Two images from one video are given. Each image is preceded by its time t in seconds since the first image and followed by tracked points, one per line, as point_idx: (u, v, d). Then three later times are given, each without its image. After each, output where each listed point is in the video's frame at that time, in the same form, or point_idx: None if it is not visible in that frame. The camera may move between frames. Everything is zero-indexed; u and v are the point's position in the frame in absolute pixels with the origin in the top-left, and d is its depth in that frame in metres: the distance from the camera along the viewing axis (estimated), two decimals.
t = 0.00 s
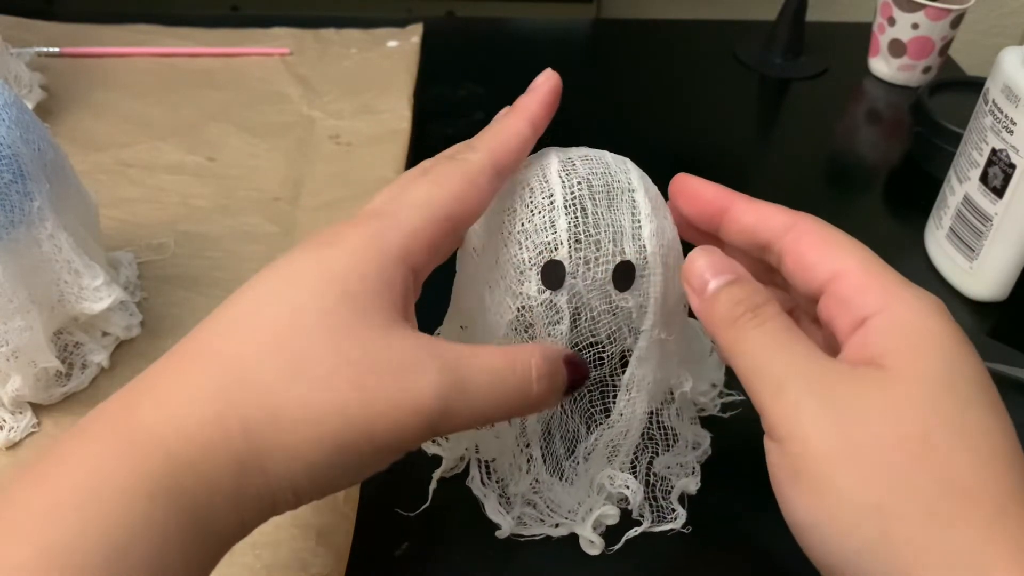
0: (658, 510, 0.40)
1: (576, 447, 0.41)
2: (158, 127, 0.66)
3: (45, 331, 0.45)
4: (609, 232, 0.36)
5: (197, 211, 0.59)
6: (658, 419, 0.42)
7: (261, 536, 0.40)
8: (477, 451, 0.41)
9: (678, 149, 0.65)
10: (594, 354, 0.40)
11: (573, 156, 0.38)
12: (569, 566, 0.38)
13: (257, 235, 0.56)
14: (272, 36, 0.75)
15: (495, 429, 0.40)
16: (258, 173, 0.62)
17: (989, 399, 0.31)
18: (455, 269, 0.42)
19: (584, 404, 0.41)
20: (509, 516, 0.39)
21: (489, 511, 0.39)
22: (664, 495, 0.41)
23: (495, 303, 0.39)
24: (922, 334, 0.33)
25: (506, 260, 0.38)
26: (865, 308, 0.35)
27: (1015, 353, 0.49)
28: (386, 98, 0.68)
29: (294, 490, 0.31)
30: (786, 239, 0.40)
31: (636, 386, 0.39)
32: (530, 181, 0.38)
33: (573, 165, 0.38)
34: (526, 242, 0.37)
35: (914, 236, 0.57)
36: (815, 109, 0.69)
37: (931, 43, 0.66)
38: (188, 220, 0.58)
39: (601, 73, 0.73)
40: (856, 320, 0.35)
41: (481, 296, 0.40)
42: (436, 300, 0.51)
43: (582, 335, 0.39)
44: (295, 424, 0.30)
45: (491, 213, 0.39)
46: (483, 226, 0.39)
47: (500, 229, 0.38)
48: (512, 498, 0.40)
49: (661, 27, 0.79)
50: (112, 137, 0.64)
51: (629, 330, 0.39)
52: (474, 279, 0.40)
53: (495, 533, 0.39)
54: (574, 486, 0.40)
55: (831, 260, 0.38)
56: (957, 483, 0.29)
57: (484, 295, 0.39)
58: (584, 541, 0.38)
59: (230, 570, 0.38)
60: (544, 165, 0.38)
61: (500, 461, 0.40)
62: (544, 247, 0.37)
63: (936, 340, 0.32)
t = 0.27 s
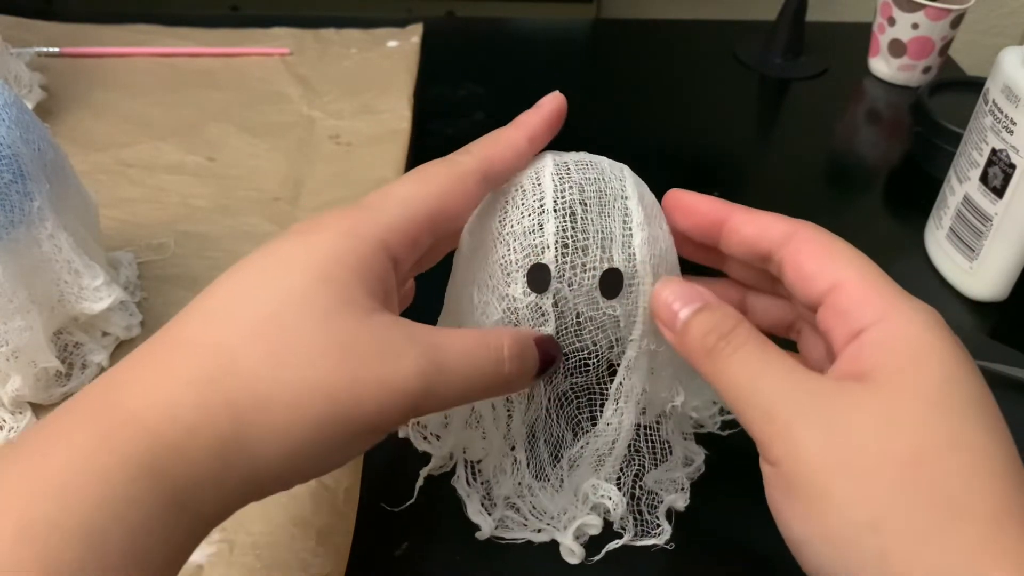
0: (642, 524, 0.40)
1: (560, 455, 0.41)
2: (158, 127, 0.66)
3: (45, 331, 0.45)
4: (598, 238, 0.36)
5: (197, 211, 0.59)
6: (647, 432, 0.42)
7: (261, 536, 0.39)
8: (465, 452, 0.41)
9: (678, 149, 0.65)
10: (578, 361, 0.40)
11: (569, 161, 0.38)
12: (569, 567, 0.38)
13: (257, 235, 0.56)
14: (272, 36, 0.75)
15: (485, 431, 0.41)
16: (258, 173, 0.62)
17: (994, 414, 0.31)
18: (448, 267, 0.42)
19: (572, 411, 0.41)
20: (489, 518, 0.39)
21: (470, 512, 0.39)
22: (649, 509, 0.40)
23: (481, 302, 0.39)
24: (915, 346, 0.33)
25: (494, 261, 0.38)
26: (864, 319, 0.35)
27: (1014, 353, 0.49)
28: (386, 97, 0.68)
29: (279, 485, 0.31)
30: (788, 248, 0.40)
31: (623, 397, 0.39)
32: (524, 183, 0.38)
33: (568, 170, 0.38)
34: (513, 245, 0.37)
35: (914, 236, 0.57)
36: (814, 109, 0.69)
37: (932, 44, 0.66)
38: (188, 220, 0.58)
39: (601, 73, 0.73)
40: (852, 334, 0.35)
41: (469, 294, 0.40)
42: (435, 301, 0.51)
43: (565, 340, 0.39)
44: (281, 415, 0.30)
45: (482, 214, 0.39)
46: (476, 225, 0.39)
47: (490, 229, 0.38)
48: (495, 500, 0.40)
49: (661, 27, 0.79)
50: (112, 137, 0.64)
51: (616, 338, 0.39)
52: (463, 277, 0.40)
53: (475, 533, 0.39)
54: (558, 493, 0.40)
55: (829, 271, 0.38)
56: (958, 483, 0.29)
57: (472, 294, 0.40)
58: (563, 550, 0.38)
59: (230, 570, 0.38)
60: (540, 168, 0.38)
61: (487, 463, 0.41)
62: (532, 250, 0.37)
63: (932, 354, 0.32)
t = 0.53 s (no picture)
0: (641, 522, 0.40)
1: (558, 453, 0.41)
2: (158, 127, 0.66)
3: (45, 331, 0.44)
4: (597, 238, 0.37)
5: (196, 211, 0.59)
6: (646, 432, 0.42)
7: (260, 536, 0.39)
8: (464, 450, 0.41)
9: (678, 149, 0.65)
10: (575, 362, 0.42)
11: (569, 160, 0.39)
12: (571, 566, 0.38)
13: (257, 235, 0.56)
14: (272, 36, 0.75)
15: (482, 429, 0.41)
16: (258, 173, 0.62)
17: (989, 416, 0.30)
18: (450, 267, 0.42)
19: (569, 410, 0.42)
20: (487, 516, 0.39)
21: (469, 510, 0.39)
22: (648, 508, 0.40)
23: (479, 300, 0.38)
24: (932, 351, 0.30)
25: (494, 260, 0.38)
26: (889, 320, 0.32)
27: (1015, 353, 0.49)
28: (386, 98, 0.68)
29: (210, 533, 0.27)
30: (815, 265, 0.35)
31: (621, 396, 0.39)
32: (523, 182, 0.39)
33: (567, 171, 0.38)
34: (513, 243, 0.37)
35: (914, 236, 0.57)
36: (814, 109, 0.69)
37: (931, 44, 0.66)
38: (188, 220, 0.58)
39: (601, 73, 0.73)
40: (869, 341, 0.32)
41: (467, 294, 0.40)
42: (436, 301, 0.51)
43: (566, 342, 0.40)
44: (167, 445, 0.26)
45: (481, 212, 0.39)
46: (475, 224, 0.39)
47: (488, 228, 0.38)
48: (494, 499, 0.40)
49: (661, 27, 0.79)
50: (112, 137, 0.64)
51: (615, 340, 0.40)
52: (462, 276, 0.40)
53: (474, 532, 0.39)
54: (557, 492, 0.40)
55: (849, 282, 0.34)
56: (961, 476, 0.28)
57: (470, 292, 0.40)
58: (562, 549, 0.38)
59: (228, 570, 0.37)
60: (539, 167, 0.38)
61: (484, 461, 0.41)
62: (532, 249, 0.37)
63: None
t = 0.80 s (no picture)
0: (641, 522, 0.40)
1: (558, 453, 0.41)
2: (158, 127, 0.66)
3: (46, 331, 0.44)
4: (597, 238, 0.37)
5: (196, 211, 0.59)
6: (646, 432, 0.42)
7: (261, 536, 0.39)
8: (465, 450, 0.41)
9: (679, 149, 0.65)
10: (575, 363, 0.42)
11: (569, 160, 0.39)
12: (572, 566, 0.38)
13: (258, 235, 0.56)
14: (271, 36, 0.75)
15: (482, 429, 0.41)
16: (258, 173, 0.62)
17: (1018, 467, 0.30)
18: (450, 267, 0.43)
19: (569, 410, 0.42)
20: (487, 515, 0.39)
21: (469, 510, 0.39)
22: (648, 508, 0.40)
23: (479, 301, 0.38)
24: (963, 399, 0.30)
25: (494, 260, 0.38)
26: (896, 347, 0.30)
27: (1016, 352, 0.49)
28: (386, 98, 0.68)
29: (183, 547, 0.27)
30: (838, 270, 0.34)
31: (621, 396, 0.39)
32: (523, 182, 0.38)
33: (567, 170, 0.38)
34: (512, 243, 0.37)
35: (914, 236, 0.57)
36: (814, 109, 0.69)
37: (931, 44, 0.66)
38: (189, 220, 0.58)
39: (601, 73, 0.73)
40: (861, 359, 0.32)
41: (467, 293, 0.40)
42: (436, 301, 0.51)
43: (566, 342, 0.40)
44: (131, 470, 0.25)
45: (481, 212, 0.39)
46: (475, 224, 0.39)
47: (488, 228, 0.38)
48: (494, 499, 0.40)
49: (661, 27, 0.79)
50: (112, 137, 0.64)
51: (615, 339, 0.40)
52: (462, 275, 0.40)
53: (474, 531, 0.39)
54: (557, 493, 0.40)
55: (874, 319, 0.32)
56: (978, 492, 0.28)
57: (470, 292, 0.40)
58: (563, 549, 0.38)
59: (229, 569, 0.37)
60: (539, 166, 0.38)
61: (484, 462, 0.41)
62: (531, 249, 0.37)
63: None
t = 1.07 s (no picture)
0: (641, 522, 0.40)
1: (558, 453, 0.41)
2: (158, 127, 0.66)
3: (46, 331, 0.44)
4: (597, 238, 0.37)
5: (196, 211, 0.59)
6: (646, 432, 0.42)
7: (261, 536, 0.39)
8: (465, 450, 0.41)
9: (679, 149, 0.65)
10: (575, 363, 0.42)
11: (569, 160, 0.39)
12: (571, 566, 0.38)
13: (258, 235, 0.56)
14: (271, 36, 0.75)
15: (482, 429, 0.41)
16: (258, 172, 0.62)
17: None
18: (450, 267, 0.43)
19: (569, 410, 0.42)
20: (487, 515, 0.39)
21: (469, 510, 0.39)
22: (649, 508, 0.40)
23: (479, 301, 0.38)
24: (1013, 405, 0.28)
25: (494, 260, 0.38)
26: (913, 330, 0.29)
27: (1016, 352, 0.49)
28: (386, 98, 0.68)
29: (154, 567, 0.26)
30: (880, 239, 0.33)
31: (621, 396, 0.39)
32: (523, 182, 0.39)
33: (567, 171, 0.38)
34: (512, 243, 0.37)
35: (914, 236, 0.57)
36: (814, 109, 0.69)
37: (931, 44, 0.66)
38: (189, 220, 0.58)
39: (601, 73, 0.73)
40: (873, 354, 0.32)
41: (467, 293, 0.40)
42: (436, 301, 0.51)
43: (566, 342, 0.40)
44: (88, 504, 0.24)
45: (481, 213, 0.39)
46: (475, 224, 0.40)
47: (488, 228, 0.38)
48: (494, 499, 0.40)
49: (661, 26, 0.79)
50: (112, 137, 0.64)
51: (615, 340, 0.40)
52: (462, 276, 0.40)
53: (474, 531, 0.39)
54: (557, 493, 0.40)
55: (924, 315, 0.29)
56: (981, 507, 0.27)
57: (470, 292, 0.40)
58: (563, 549, 0.38)
59: (229, 569, 0.37)
60: (540, 167, 0.38)
61: (484, 462, 0.41)
62: (531, 249, 0.37)
63: None
